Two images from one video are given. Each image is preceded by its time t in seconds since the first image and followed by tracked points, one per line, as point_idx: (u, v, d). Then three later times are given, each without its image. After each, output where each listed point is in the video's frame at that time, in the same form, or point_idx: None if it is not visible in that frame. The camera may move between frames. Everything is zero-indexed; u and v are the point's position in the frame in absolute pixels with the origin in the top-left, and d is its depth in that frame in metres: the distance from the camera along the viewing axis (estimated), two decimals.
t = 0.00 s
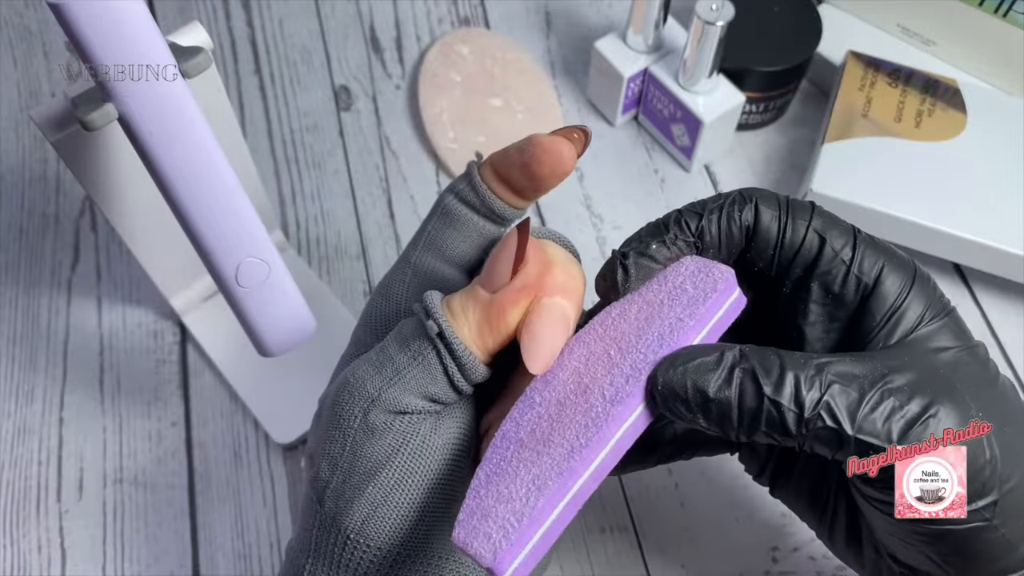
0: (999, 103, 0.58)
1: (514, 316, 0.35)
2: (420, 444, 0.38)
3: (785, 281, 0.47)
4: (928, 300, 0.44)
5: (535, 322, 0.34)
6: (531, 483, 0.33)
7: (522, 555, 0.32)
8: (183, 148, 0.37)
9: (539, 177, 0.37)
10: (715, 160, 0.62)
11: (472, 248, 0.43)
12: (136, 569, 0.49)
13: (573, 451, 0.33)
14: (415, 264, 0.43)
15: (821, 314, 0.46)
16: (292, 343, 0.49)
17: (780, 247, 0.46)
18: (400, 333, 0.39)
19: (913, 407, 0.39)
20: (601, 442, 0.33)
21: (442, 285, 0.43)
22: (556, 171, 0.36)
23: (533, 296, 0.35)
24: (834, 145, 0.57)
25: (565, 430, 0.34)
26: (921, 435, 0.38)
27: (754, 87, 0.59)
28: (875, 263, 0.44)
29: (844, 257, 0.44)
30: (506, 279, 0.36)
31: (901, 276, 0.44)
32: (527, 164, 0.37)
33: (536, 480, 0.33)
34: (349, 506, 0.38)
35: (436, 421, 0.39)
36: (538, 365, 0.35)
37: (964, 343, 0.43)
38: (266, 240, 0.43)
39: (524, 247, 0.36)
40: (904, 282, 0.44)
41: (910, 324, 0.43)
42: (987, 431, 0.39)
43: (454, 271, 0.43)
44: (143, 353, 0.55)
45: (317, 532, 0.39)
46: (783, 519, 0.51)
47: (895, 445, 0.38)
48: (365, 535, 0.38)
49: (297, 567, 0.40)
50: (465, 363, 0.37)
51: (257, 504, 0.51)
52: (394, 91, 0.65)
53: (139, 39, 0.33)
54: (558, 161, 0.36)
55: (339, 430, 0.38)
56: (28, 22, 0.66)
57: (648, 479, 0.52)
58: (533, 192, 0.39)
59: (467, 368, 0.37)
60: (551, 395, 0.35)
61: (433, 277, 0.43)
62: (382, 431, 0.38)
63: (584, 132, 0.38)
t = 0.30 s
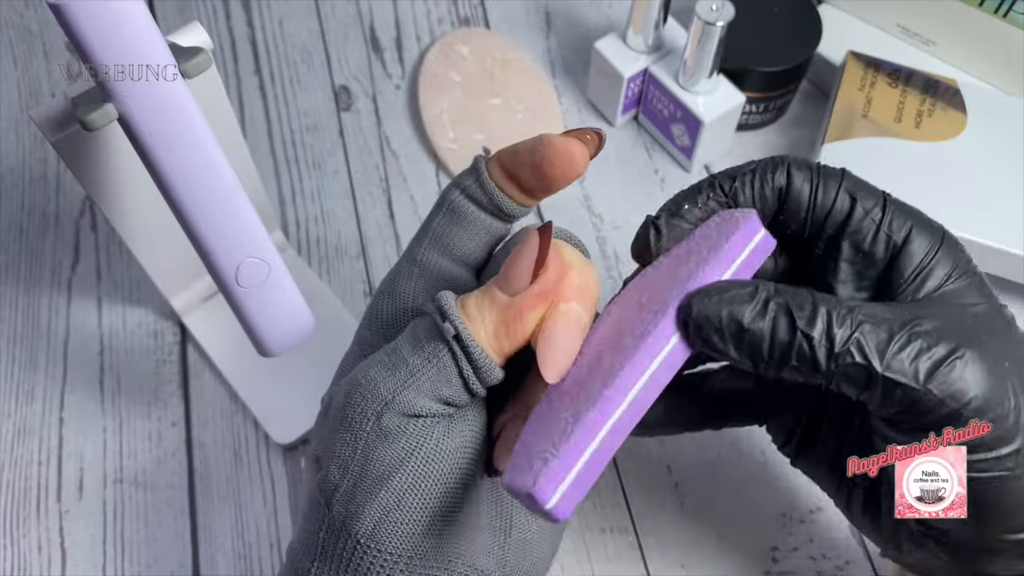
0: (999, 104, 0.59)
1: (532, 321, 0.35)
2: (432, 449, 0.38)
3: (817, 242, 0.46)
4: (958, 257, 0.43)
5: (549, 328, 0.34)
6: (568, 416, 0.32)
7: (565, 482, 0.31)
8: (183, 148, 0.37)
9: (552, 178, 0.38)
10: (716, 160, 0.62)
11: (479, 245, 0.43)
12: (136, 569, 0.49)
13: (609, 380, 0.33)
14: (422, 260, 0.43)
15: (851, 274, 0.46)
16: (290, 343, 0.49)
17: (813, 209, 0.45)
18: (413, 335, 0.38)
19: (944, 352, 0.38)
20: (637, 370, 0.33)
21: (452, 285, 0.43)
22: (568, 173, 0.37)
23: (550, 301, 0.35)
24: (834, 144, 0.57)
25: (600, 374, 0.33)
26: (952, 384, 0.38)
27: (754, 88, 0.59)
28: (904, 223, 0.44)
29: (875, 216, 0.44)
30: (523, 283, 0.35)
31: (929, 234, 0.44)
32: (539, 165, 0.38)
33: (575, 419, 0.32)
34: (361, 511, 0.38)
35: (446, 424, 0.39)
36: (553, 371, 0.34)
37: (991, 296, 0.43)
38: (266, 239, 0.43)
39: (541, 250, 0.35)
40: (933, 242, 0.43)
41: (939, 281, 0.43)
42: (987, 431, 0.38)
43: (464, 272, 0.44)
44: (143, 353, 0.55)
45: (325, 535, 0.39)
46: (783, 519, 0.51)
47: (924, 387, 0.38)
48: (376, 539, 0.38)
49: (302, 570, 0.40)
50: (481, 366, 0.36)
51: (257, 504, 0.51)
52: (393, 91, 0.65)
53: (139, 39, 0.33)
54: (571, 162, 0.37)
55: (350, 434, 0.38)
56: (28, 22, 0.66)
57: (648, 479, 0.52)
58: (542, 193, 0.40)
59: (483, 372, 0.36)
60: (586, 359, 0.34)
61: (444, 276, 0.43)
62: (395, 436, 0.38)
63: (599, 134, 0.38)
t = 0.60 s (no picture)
0: (998, 105, 0.59)
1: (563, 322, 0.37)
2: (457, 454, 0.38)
3: (837, 214, 0.46)
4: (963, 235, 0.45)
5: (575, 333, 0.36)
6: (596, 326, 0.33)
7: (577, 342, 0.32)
8: (182, 148, 0.37)
9: (574, 179, 0.39)
10: (716, 160, 0.62)
11: (497, 249, 0.44)
12: (136, 569, 0.49)
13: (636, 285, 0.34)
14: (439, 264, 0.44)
15: (863, 238, 0.46)
16: (289, 345, 0.49)
17: (836, 185, 0.45)
18: (437, 337, 0.39)
19: (930, 296, 0.39)
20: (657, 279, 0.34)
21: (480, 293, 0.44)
22: (590, 171, 0.38)
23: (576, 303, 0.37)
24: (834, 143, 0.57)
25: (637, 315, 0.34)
26: (933, 333, 0.39)
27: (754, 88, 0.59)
28: (917, 201, 0.45)
29: (888, 196, 0.45)
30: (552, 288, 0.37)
31: (937, 213, 0.45)
32: (562, 164, 0.38)
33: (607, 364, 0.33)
34: (387, 516, 0.37)
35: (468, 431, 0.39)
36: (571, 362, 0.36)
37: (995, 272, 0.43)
38: (266, 240, 0.43)
39: (569, 254, 0.37)
40: (940, 219, 0.45)
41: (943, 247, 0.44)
42: (988, 431, 0.39)
43: (484, 275, 0.45)
44: (143, 353, 0.55)
45: (347, 544, 0.38)
46: (783, 519, 0.51)
47: (894, 326, 0.39)
48: (404, 548, 0.37)
49: None
50: (509, 371, 0.37)
51: (257, 504, 0.51)
52: (394, 91, 0.65)
53: (139, 39, 0.33)
54: (597, 161, 0.38)
55: (376, 438, 0.38)
56: (28, 22, 0.66)
57: (648, 479, 0.52)
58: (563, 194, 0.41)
59: (509, 375, 0.37)
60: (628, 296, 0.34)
61: (463, 282, 0.44)
62: (422, 438, 0.38)
63: (621, 131, 0.40)
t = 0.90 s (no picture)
0: (999, 105, 0.59)
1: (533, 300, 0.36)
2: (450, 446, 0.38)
3: (811, 224, 0.43)
4: (921, 254, 0.43)
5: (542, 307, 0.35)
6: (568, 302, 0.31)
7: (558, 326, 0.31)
8: (182, 148, 0.37)
9: (572, 180, 0.40)
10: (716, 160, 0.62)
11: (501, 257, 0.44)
12: (136, 569, 0.49)
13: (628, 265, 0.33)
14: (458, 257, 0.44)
15: (827, 264, 0.43)
16: (289, 345, 0.48)
17: (800, 206, 0.42)
18: (427, 333, 0.39)
19: (886, 339, 0.40)
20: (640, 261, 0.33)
21: (466, 290, 0.43)
22: (584, 166, 0.39)
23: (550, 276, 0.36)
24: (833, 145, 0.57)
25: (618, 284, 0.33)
26: (877, 375, 0.39)
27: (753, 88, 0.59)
28: (883, 224, 0.42)
29: (853, 216, 0.42)
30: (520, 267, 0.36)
31: (905, 236, 0.42)
32: (562, 166, 0.40)
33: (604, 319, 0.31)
34: (381, 509, 0.37)
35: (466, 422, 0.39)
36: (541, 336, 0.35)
37: (958, 302, 0.43)
38: (266, 240, 0.43)
39: (534, 241, 0.35)
40: (908, 241, 0.42)
41: (923, 270, 0.42)
42: (987, 431, 0.40)
43: (478, 277, 0.43)
44: (143, 353, 0.55)
45: (347, 541, 0.38)
46: (783, 519, 0.51)
47: (839, 372, 0.39)
48: (397, 541, 0.37)
49: None
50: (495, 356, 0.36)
51: (257, 504, 0.51)
52: (394, 91, 0.65)
53: (139, 39, 0.33)
54: (589, 160, 0.39)
55: (369, 433, 0.38)
56: (28, 22, 0.66)
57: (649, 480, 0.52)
58: (569, 201, 0.41)
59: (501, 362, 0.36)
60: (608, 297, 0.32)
61: (457, 280, 0.43)
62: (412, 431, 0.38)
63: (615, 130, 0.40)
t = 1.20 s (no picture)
0: (999, 105, 0.59)
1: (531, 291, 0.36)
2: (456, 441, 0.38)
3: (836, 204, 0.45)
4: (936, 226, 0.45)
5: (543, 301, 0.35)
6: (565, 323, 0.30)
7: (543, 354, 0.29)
8: (182, 148, 0.37)
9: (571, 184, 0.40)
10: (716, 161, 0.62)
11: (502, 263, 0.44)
12: (136, 569, 0.49)
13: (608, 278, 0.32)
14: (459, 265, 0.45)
15: (838, 241, 0.46)
16: (289, 345, 0.48)
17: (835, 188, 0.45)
18: (433, 332, 0.39)
19: (882, 318, 0.41)
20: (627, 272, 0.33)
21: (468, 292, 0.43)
22: (583, 169, 0.40)
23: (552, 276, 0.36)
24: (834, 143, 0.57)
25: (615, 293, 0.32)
26: (875, 352, 0.40)
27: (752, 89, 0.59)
28: (896, 202, 0.44)
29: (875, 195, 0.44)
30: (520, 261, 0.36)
31: (918, 213, 0.44)
32: (565, 172, 0.40)
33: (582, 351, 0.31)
34: (385, 505, 0.37)
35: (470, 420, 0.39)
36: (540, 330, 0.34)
37: (966, 282, 0.44)
38: (266, 241, 0.43)
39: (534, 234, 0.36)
40: (920, 219, 0.44)
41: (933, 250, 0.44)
42: (987, 431, 0.41)
43: (478, 281, 0.44)
44: (144, 353, 0.55)
45: (352, 537, 0.38)
46: (783, 519, 0.51)
47: (840, 347, 0.40)
48: (403, 535, 0.37)
49: None
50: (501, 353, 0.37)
51: (257, 504, 0.51)
52: (394, 91, 0.65)
53: (139, 39, 0.33)
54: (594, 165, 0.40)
55: (375, 430, 0.38)
56: (28, 22, 0.66)
57: (649, 480, 0.52)
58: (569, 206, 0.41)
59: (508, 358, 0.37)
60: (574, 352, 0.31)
61: (460, 284, 0.44)
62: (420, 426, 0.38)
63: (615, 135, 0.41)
